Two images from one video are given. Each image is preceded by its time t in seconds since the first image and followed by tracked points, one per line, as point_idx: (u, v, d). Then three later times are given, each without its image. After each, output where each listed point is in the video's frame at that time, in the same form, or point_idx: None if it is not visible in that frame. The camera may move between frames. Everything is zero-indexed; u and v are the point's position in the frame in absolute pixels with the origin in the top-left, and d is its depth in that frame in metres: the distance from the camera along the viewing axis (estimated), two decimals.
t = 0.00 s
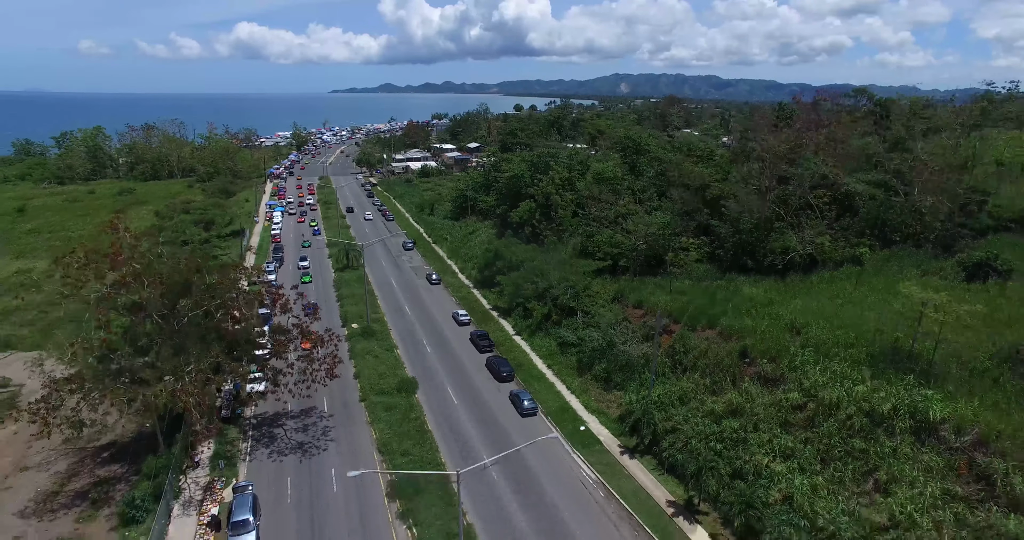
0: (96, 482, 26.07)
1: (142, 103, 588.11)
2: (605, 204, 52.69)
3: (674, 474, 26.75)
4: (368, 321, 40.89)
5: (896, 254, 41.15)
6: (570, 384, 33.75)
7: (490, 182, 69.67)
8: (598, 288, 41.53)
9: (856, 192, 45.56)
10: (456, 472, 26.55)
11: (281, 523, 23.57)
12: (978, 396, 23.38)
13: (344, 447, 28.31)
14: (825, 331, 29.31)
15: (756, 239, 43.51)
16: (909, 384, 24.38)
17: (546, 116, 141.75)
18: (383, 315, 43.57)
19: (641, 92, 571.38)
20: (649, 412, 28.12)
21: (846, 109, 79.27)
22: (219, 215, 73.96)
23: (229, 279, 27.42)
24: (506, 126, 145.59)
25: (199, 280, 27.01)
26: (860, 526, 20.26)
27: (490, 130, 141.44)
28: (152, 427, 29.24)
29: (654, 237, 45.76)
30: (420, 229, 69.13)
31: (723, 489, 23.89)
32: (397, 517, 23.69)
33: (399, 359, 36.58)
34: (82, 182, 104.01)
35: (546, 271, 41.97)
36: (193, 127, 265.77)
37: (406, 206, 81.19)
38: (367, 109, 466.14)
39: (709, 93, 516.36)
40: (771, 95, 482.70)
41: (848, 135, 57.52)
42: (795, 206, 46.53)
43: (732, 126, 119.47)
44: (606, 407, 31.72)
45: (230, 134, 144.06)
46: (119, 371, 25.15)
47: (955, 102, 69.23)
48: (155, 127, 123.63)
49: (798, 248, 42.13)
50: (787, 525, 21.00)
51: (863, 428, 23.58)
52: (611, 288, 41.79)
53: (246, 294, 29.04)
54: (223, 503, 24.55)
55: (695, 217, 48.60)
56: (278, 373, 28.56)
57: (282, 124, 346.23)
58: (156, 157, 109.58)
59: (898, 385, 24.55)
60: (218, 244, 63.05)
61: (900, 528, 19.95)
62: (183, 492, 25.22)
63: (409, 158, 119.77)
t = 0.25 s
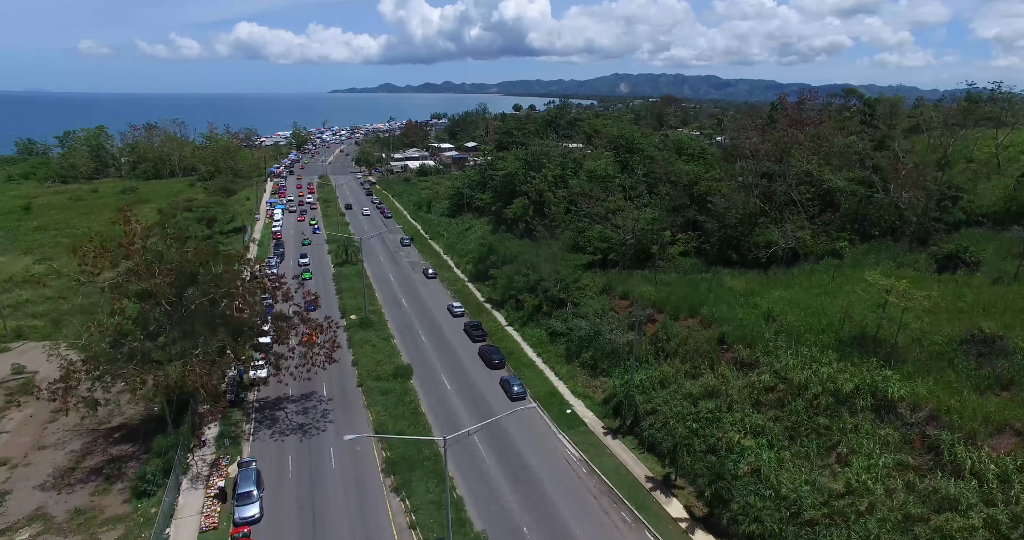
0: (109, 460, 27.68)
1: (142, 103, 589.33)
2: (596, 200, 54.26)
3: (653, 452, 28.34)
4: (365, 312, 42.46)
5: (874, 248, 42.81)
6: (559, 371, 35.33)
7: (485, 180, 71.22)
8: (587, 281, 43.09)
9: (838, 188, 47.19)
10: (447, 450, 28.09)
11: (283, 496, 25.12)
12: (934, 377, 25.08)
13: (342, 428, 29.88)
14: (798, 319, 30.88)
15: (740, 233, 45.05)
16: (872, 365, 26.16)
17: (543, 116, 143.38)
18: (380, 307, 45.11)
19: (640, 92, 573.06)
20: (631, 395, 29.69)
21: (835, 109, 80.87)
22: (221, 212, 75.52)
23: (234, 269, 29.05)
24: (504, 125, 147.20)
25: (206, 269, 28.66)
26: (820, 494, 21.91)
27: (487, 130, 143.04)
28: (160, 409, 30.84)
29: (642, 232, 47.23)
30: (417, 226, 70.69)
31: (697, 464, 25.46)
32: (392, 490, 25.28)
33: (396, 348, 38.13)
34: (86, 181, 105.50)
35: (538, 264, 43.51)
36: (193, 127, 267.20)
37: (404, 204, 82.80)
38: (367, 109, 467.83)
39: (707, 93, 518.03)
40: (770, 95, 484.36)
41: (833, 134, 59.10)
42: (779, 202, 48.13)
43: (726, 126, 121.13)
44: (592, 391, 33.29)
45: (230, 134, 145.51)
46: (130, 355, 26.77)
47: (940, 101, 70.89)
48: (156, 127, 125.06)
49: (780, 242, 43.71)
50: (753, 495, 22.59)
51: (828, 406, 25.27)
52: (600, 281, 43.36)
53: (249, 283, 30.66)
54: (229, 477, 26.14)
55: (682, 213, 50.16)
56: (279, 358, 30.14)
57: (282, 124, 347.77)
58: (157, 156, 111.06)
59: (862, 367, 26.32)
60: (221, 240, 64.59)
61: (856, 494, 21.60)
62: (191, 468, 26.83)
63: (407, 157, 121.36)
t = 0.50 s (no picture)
0: (119, 441, 29.25)
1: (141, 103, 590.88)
2: (587, 198, 55.85)
3: (635, 434, 29.87)
4: (363, 305, 43.99)
5: (854, 243, 44.38)
6: (548, 360, 36.86)
7: (481, 178, 72.75)
8: (577, 274, 44.65)
9: (820, 185, 48.77)
10: (439, 431, 29.62)
11: (285, 473, 26.66)
12: (896, 360, 26.85)
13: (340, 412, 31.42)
14: (774, 308, 32.46)
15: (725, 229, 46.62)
16: (839, 349, 27.82)
17: (539, 116, 144.91)
18: (377, 300, 46.65)
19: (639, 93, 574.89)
20: (615, 381, 31.23)
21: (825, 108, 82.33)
22: (222, 210, 77.06)
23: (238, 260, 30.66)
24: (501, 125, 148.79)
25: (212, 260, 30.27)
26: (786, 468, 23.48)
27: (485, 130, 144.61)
28: (167, 394, 32.42)
29: (631, 228, 48.85)
30: (415, 224, 72.25)
31: (675, 443, 26.99)
32: (387, 467, 26.81)
33: (392, 338, 39.65)
34: (88, 180, 106.98)
35: (529, 258, 45.07)
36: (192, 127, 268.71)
37: (401, 202, 84.31)
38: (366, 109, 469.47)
39: (706, 93, 519.89)
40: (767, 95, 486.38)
41: (819, 133, 60.69)
42: (764, 198, 49.69)
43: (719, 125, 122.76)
44: (579, 378, 34.84)
45: (231, 134, 147.07)
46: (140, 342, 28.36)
47: (927, 102, 72.43)
48: (158, 127, 126.52)
49: (763, 237, 45.27)
50: (725, 469, 24.14)
51: (798, 388, 26.89)
52: (589, 274, 44.91)
53: (252, 275, 32.24)
54: (233, 456, 27.68)
55: (670, 210, 51.74)
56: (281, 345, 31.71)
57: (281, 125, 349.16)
58: (159, 156, 112.50)
59: (830, 351, 27.97)
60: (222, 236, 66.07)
61: (819, 467, 23.23)
62: (198, 448, 28.38)
63: (406, 157, 122.92)
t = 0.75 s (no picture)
0: (128, 425, 30.76)
1: (142, 104, 592.88)
2: (579, 195, 57.36)
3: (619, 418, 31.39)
4: (361, 298, 45.52)
5: (836, 237, 45.94)
6: (538, 349, 38.38)
7: (477, 176, 74.28)
8: (567, 268, 46.16)
9: (805, 182, 50.28)
10: (433, 415, 31.11)
11: (285, 453, 28.13)
12: (863, 343, 28.67)
13: (338, 398, 32.92)
14: (753, 299, 33.99)
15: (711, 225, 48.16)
16: (811, 336, 29.41)
17: (537, 115, 146.44)
18: (375, 294, 48.13)
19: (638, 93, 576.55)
20: (600, 368, 32.78)
21: (816, 108, 83.79)
22: (224, 208, 78.66)
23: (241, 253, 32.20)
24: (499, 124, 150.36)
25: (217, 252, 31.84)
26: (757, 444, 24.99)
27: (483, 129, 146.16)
28: (173, 381, 33.94)
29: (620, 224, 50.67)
30: (412, 221, 73.78)
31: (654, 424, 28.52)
32: (382, 448, 28.30)
33: (388, 330, 41.14)
34: (91, 179, 108.55)
35: (521, 253, 46.60)
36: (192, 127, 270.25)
37: (400, 200, 85.89)
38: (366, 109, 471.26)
39: (704, 93, 521.55)
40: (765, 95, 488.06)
41: (806, 133, 62.23)
42: (750, 195, 51.17)
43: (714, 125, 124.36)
44: (567, 366, 36.37)
45: (231, 134, 148.64)
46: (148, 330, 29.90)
47: (914, 101, 73.91)
48: (159, 127, 128.03)
49: (748, 232, 46.80)
50: (699, 447, 25.67)
51: (771, 372, 28.39)
52: (579, 267, 46.38)
53: (255, 267, 33.79)
54: (237, 438, 29.18)
55: (660, 207, 53.26)
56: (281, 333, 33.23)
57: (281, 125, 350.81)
58: (161, 155, 114.06)
59: (802, 338, 29.49)
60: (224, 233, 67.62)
61: (787, 445, 24.77)
62: (203, 430, 29.88)
63: (404, 157, 124.45)
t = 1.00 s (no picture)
0: (135, 410, 32.27)
1: (142, 104, 594.78)
2: (572, 193, 58.87)
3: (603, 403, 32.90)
4: (359, 292, 47.03)
5: (818, 233, 47.46)
6: (528, 339, 39.90)
7: (473, 174, 75.80)
8: (558, 262, 47.66)
9: (790, 179, 51.74)
10: (426, 400, 32.61)
11: (286, 435, 29.63)
12: (834, 330, 30.28)
13: (336, 385, 34.43)
14: (733, 290, 35.51)
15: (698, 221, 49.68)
16: (785, 324, 30.93)
17: (534, 115, 147.96)
18: (372, 288, 49.62)
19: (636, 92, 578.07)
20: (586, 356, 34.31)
21: (806, 108, 85.35)
22: (225, 206, 80.18)
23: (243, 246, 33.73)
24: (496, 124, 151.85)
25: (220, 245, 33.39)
26: (730, 424, 26.43)
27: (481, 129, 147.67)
28: (178, 369, 35.46)
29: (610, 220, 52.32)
30: (410, 219, 75.26)
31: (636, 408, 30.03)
32: (376, 430, 29.77)
33: (385, 321, 42.64)
34: (93, 178, 110.00)
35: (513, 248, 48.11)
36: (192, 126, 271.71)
37: (398, 198, 87.39)
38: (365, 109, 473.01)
39: (703, 93, 523.12)
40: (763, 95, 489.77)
41: (793, 132, 63.79)
42: (736, 192, 52.64)
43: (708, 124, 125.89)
44: (556, 355, 37.89)
45: (231, 133, 150.06)
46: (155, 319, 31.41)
47: (902, 101, 75.31)
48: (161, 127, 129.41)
49: (734, 228, 48.31)
50: (677, 427, 27.21)
51: (747, 358, 29.86)
52: (570, 261, 47.88)
53: (256, 260, 35.33)
54: (239, 421, 30.67)
55: (649, 204, 54.76)
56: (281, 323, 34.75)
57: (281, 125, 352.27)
58: (162, 154, 115.52)
59: (777, 326, 31.02)
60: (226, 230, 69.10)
61: (758, 424, 26.30)
62: (207, 415, 31.37)
63: (403, 156, 125.93)
